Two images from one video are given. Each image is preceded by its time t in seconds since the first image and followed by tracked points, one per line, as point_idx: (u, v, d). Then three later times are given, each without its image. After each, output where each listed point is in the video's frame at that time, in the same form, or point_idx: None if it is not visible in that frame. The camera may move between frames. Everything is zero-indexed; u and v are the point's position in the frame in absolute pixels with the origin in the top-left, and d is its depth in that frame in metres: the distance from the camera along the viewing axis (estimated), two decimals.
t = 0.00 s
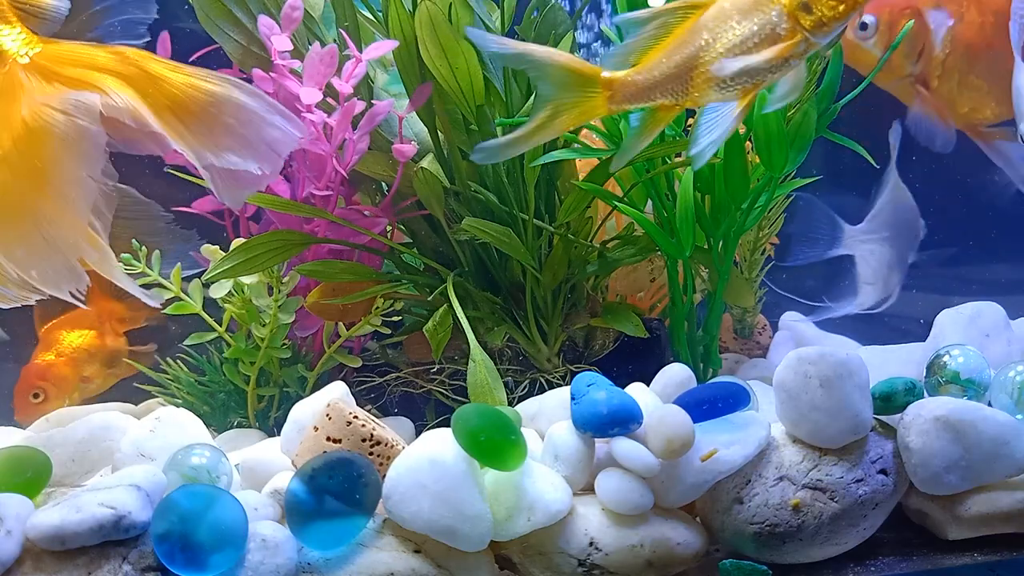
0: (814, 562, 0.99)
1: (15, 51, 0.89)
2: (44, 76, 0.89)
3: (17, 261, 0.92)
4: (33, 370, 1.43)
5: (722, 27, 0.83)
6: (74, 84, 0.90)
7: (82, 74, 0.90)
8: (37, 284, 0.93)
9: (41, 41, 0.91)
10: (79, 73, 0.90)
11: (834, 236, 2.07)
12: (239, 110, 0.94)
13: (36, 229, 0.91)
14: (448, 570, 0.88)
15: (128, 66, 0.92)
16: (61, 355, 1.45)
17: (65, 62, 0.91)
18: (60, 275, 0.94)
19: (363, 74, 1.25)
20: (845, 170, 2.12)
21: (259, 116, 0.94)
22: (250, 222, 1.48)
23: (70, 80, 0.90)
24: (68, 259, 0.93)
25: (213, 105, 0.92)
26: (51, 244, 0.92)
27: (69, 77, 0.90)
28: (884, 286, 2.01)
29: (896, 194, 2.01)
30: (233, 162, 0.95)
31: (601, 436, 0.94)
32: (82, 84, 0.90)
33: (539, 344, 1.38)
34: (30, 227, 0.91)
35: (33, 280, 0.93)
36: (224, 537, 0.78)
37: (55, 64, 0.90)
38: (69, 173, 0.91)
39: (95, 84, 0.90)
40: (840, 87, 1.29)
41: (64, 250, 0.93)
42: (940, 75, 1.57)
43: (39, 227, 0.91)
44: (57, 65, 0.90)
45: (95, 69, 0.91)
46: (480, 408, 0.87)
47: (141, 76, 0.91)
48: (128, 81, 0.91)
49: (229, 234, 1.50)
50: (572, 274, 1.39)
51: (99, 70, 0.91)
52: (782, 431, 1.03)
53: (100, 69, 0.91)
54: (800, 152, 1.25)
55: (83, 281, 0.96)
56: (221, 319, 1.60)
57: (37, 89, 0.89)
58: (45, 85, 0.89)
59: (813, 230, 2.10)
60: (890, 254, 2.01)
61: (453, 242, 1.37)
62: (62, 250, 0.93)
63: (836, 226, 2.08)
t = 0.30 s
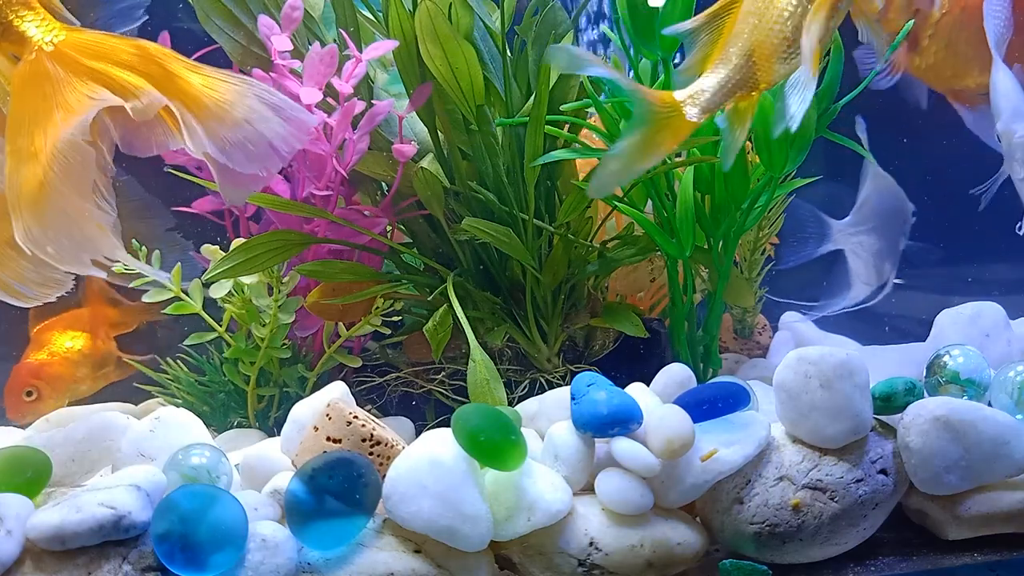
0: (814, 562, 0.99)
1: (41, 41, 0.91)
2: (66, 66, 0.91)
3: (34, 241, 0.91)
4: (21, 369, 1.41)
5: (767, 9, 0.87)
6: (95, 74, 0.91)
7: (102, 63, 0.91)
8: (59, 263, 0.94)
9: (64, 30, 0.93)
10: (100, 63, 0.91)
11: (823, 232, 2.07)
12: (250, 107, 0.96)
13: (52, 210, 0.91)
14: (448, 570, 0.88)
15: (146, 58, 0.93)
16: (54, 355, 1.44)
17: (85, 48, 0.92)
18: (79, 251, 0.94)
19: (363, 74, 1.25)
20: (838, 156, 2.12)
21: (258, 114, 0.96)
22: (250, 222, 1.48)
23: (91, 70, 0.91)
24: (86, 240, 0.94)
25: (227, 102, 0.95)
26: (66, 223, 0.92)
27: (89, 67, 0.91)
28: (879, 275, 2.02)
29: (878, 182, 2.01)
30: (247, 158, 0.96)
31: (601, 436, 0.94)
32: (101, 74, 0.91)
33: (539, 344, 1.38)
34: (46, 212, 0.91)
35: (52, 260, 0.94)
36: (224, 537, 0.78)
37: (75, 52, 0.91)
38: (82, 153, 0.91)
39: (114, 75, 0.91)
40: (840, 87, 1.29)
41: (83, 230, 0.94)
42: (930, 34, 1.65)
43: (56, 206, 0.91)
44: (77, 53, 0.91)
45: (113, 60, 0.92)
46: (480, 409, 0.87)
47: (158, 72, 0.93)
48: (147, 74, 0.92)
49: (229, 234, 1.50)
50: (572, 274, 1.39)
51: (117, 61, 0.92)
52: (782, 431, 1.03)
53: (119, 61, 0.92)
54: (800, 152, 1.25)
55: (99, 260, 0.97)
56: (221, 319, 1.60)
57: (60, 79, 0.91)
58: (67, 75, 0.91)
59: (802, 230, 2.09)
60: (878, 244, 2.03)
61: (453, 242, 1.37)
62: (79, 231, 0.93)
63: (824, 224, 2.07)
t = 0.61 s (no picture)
0: (814, 562, 0.99)
1: (51, 26, 0.91)
2: (77, 53, 0.91)
3: (47, 231, 0.92)
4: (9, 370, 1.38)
5: None
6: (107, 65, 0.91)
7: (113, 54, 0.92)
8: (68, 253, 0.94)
9: (73, 15, 0.92)
10: (112, 54, 0.92)
11: (823, 223, 2.09)
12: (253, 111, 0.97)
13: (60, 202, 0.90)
14: (448, 570, 0.88)
15: (158, 53, 0.94)
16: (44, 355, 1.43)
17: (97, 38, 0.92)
18: (85, 243, 0.94)
19: (363, 74, 1.25)
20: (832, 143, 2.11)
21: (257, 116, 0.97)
22: (250, 222, 1.48)
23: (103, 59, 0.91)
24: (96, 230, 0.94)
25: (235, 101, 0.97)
26: (78, 214, 0.92)
27: (100, 57, 0.91)
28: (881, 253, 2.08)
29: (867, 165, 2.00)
30: (238, 157, 0.95)
31: (601, 436, 0.94)
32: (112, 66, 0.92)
33: (539, 344, 1.38)
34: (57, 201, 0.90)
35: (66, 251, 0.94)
36: (225, 537, 0.78)
37: (87, 40, 0.91)
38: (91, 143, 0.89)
39: (125, 67, 0.92)
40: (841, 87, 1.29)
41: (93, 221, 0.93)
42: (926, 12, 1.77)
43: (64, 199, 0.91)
44: (88, 42, 0.91)
45: (125, 52, 0.92)
46: (480, 409, 0.87)
47: (170, 67, 0.94)
48: (159, 69, 0.93)
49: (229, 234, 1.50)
50: (572, 274, 1.39)
51: (129, 53, 0.93)
52: (782, 431, 1.03)
53: (131, 54, 0.93)
54: (800, 152, 1.25)
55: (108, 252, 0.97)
56: (221, 319, 1.60)
57: (70, 65, 0.90)
58: (78, 62, 0.91)
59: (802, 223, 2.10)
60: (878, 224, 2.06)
61: (453, 242, 1.36)
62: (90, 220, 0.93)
63: (822, 213, 2.08)
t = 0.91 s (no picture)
0: (813, 562, 0.99)
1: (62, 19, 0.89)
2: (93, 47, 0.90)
3: (67, 231, 0.93)
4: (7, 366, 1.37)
5: None
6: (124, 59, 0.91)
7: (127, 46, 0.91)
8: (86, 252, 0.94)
9: (81, 7, 0.90)
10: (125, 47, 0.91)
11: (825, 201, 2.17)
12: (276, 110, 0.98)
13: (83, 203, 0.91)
14: (448, 570, 0.88)
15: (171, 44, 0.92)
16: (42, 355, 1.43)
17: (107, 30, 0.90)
18: (107, 243, 0.94)
19: (363, 74, 1.25)
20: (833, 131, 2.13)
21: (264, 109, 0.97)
22: (250, 223, 1.48)
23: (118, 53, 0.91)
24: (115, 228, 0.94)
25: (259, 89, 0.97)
26: (99, 215, 0.92)
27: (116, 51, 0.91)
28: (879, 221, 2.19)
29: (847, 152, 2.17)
30: (251, 149, 0.97)
31: (601, 436, 0.94)
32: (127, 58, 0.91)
33: (539, 344, 1.38)
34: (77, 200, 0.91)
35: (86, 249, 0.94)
36: (224, 537, 0.78)
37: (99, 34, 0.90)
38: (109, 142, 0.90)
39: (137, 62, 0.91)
40: (840, 85, 1.29)
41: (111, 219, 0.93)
42: None
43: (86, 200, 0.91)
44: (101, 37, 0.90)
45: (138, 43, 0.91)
46: (480, 409, 0.87)
47: (184, 56, 0.93)
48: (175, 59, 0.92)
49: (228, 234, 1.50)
50: (572, 274, 1.39)
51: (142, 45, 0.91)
52: (782, 431, 1.04)
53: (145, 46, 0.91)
54: (800, 151, 1.25)
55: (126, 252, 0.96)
56: (221, 319, 1.60)
57: (85, 60, 0.90)
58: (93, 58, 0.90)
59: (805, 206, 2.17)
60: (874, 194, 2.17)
61: (453, 242, 1.36)
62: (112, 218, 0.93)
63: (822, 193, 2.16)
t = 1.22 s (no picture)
0: (814, 562, 0.99)
1: (63, 14, 0.91)
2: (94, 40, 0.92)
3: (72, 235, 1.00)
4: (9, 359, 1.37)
5: None
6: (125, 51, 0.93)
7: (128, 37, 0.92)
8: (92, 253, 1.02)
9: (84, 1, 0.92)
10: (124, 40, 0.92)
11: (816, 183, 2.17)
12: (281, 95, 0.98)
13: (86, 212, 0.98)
14: (449, 570, 0.88)
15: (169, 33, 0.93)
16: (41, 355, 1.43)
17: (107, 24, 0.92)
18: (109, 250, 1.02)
19: (363, 74, 1.24)
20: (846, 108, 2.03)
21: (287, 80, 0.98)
22: (250, 222, 1.47)
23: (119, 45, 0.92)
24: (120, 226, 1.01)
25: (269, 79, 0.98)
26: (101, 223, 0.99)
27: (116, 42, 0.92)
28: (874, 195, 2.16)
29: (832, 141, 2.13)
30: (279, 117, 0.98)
31: (601, 436, 0.94)
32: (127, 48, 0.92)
33: (539, 344, 1.38)
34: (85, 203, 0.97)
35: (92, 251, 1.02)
36: (224, 537, 0.78)
37: (101, 27, 0.92)
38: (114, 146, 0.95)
39: (137, 51, 0.93)
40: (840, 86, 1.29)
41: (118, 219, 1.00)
42: None
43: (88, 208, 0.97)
44: (101, 30, 0.92)
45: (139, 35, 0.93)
46: (481, 408, 0.87)
47: (189, 42, 0.94)
48: (176, 47, 0.93)
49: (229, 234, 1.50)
50: (572, 274, 1.39)
51: (142, 37, 0.93)
52: (782, 431, 1.04)
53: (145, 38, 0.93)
54: (800, 151, 1.25)
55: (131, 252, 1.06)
56: (221, 319, 1.60)
57: (86, 54, 0.92)
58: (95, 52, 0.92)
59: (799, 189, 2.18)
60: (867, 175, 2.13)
61: (453, 242, 1.36)
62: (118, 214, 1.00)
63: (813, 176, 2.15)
